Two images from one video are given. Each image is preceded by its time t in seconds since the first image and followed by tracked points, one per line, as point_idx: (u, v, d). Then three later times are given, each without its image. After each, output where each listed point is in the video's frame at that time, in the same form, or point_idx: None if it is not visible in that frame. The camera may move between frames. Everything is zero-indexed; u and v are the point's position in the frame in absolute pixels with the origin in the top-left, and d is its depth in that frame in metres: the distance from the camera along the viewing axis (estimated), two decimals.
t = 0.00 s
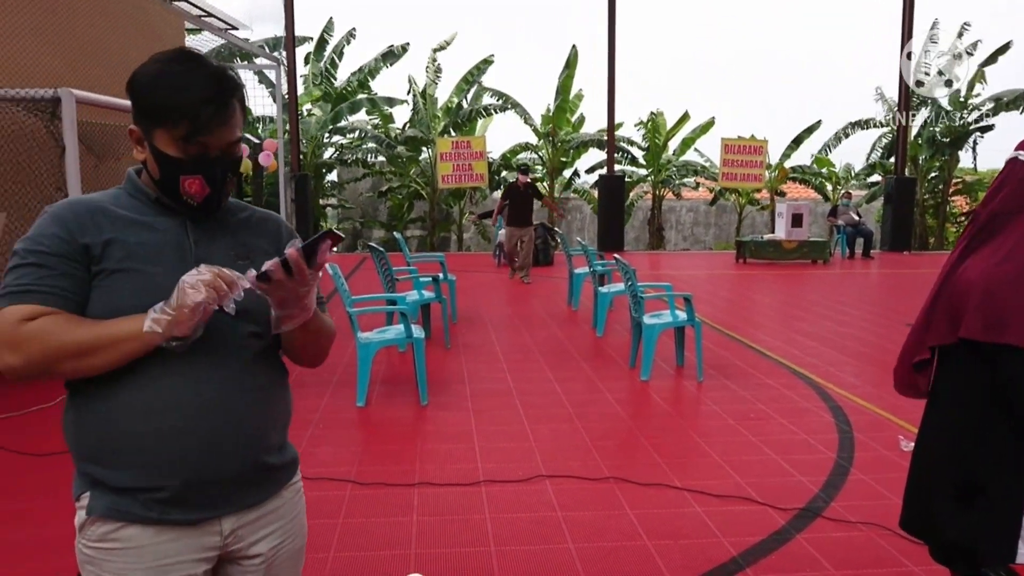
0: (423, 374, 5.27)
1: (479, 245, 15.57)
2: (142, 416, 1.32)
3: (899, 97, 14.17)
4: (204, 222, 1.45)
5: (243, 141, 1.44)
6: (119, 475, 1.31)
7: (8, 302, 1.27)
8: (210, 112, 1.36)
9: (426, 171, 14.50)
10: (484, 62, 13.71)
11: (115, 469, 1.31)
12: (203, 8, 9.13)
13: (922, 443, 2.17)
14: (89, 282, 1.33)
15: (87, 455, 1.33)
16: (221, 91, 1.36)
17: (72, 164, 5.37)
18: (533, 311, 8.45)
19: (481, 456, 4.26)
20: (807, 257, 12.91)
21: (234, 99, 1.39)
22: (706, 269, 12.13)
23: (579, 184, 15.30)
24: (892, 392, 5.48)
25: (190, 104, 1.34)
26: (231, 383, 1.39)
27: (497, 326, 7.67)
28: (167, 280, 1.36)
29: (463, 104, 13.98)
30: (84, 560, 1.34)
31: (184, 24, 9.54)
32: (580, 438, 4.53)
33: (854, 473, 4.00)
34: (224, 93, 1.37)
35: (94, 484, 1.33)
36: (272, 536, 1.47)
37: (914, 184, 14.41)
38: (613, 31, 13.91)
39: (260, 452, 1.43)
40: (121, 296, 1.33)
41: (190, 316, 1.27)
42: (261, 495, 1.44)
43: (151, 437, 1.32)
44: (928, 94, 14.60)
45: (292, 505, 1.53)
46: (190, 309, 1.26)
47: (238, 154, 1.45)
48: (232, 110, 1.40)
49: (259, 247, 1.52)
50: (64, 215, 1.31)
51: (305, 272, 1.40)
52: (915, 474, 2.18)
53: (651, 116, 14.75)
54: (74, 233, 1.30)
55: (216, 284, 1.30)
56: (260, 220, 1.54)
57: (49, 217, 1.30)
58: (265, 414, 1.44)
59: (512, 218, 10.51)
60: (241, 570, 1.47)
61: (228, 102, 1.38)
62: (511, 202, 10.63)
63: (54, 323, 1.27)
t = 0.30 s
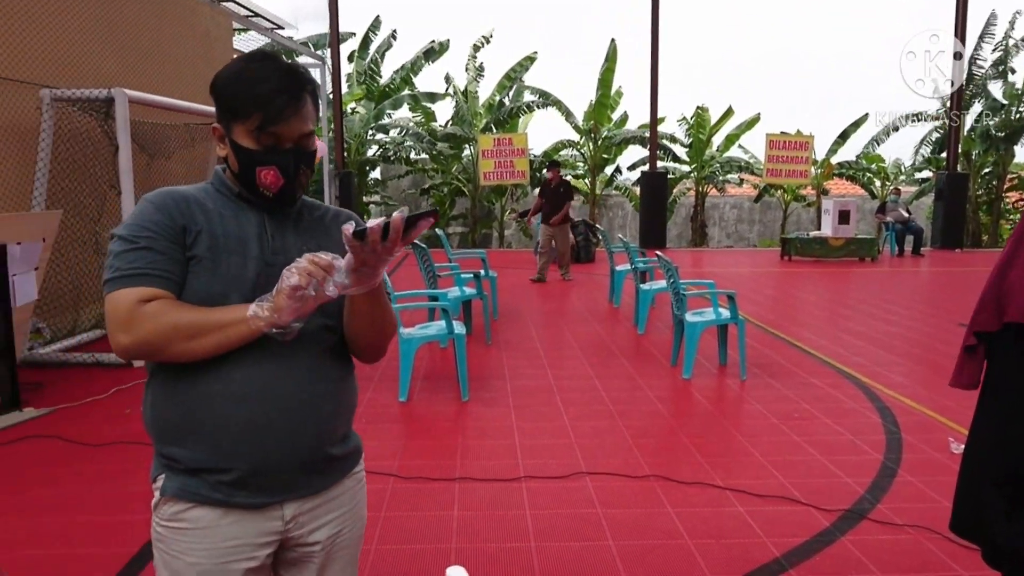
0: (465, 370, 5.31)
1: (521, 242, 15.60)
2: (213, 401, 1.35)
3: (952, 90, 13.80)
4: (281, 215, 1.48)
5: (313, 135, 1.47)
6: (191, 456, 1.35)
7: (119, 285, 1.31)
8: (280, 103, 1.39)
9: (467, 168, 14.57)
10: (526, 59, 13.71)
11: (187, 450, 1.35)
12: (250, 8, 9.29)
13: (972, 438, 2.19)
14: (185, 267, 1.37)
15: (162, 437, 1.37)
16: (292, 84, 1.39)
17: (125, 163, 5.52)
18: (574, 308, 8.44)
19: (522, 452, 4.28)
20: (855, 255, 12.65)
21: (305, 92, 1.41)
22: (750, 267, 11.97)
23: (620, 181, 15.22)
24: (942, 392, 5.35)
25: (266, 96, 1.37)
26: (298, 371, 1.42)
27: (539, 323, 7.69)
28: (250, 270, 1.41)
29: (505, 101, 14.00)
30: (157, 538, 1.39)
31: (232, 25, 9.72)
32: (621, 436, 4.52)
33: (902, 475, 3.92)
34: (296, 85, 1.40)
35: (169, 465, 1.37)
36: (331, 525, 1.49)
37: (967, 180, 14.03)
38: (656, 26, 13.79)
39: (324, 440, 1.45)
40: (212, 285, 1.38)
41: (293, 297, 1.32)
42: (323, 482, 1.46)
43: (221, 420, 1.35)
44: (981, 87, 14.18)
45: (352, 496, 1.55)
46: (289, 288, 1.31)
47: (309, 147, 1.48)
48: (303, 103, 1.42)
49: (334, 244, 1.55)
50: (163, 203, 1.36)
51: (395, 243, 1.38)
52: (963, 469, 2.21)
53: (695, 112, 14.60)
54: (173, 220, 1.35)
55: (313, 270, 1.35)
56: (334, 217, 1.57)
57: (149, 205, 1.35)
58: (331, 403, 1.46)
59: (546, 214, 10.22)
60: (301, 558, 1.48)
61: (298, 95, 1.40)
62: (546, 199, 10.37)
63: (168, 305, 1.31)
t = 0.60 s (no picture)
0: (507, 366, 5.33)
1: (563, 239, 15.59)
2: (274, 391, 1.39)
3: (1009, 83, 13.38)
4: (346, 211, 1.50)
5: (373, 131, 1.47)
6: (254, 442, 1.39)
7: (200, 272, 1.36)
8: (336, 99, 1.40)
9: (510, 165, 14.60)
10: (570, 56, 13.66)
11: (249, 437, 1.39)
12: (297, 8, 9.44)
13: None
14: (261, 255, 1.41)
15: (227, 424, 1.42)
16: (351, 81, 1.39)
17: (176, 162, 5.66)
18: (616, 305, 8.41)
19: (563, 448, 4.28)
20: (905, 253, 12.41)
21: (365, 90, 1.41)
22: (797, 265, 11.77)
23: (664, 177, 15.10)
24: (996, 394, 5.21)
25: (323, 92, 1.38)
26: (357, 362, 1.43)
27: (581, 319, 7.68)
28: (318, 263, 1.43)
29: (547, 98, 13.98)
30: (221, 522, 1.43)
31: (280, 25, 9.88)
32: (663, 434, 4.49)
33: (953, 478, 3.83)
34: (352, 81, 1.40)
35: (234, 450, 1.42)
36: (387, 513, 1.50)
37: None
38: (701, 21, 13.63)
39: (381, 431, 1.46)
40: (284, 276, 1.41)
41: (367, 281, 1.34)
42: (378, 473, 1.48)
43: (281, 409, 1.38)
44: None
45: (407, 485, 1.56)
46: (366, 274, 1.33)
47: (372, 144, 1.48)
48: (364, 101, 1.43)
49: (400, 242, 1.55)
50: (241, 194, 1.40)
51: (463, 239, 1.42)
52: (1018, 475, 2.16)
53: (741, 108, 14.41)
54: (249, 211, 1.39)
55: (388, 261, 1.38)
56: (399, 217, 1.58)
57: (228, 196, 1.39)
58: (389, 395, 1.48)
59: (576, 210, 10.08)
60: (358, 545, 1.51)
61: (358, 91, 1.41)
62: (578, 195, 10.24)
63: (246, 292, 1.35)
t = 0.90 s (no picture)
0: (549, 362, 5.34)
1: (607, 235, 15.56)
2: (330, 382, 1.42)
3: None
4: (405, 208, 1.52)
5: (434, 131, 1.49)
6: (311, 430, 1.43)
7: (265, 263, 1.39)
8: (396, 98, 1.42)
9: (554, 162, 14.58)
10: (616, 52, 13.59)
11: (307, 426, 1.44)
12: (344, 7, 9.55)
13: None
14: (323, 249, 1.44)
15: (287, 413, 1.47)
16: (410, 82, 1.41)
17: (226, 159, 5.79)
18: (660, 302, 8.35)
19: (605, 445, 4.28)
20: (959, 251, 12.09)
21: (425, 89, 1.43)
22: (845, 262, 11.54)
23: (709, 174, 14.93)
24: None
25: (384, 89, 1.40)
26: (410, 356, 1.46)
27: (624, 316, 7.65)
28: (377, 259, 1.46)
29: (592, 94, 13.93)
30: (279, 507, 1.48)
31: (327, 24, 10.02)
32: (707, 432, 4.46)
33: (1007, 482, 3.73)
34: (414, 80, 1.41)
35: (292, 438, 1.46)
36: (437, 504, 1.52)
37: None
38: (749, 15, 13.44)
39: (432, 424, 1.49)
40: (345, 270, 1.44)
41: (430, 286, 1.37)
42: (430, 465, 1.50)
43: (337, 399, 1.42)
44: None
45: (459, 478, 1.58)
46: (432, 280, 1.37)
47: (431, 144, 1.50)
48: (423, 100, 1.44)
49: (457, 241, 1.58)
50: (305, 190, 1.44)
51: (512, 251, 1.43)
52: None
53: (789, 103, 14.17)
54: (313, 207, 1.43)
55: (452, 269, 1.41)
56: (456, 215, 1.59)
57: (294, 191, 1.43)
58: (442, 389, 1.50)
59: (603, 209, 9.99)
60: (409, 535, 1.53)
61: (416, 91, 1.43)
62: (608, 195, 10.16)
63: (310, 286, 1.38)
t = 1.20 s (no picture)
0: (591, 357, 5.33)
1: (650, 231, 15.41)
2: (383, 374, 1.45)
3: None
4: (456, 205, 1.53)
5: (487, 126, 1.50)
6: (364, 421, 1.46)
7: (312, 261, 1.43)
8: (452, 93, 1.42)
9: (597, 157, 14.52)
10: (661, 46, 13.44)
11: (360, 416, 1.46)
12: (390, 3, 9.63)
13: None
14: (370, 246, 1.47)
15: (341, 403, 1.50)
16: (466, 78, 1.41)
17: (274, 154, 5.88)
18: (703, 298, 8.27)
19: (647, 441, 4.26)
20: (1015, 249, 11.73)
21: (480, 85, 1.43)
22: (895, 260, 11.28)
23: (755, 169, 14.72)
24: None
25: (438, 85, 1.41)
26: (460, 349, 1.48)
27: (667, 312, 7.60)
28: (427, 254, 1.47)
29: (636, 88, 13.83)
30: (332, 492, 1.52)
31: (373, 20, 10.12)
32: (751, 430, 4.41)
33: None
34: (469, 76, 1.41)
35: (347, 427, 1.50)
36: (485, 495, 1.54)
37: None
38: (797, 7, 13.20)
39: (482, 416, 1.50)
40: (393, 266, 1.46)
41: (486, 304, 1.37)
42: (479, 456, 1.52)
43: (390, 390, 1.44)
44: None
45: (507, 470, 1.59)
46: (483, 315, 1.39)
47: (484, 139, 1.51)
48: (476, 96, 1.45)
49: (507, 237, 1.58)
50: (356, 188, 1.46)
51: (575, 267, 1.42)
52: None
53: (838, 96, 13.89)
54: (362, 205, 1.45)
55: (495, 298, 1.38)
56: (508, 211, 1.60)
57: (345, 188, 1.46)
58: (492, 381, 1.51)
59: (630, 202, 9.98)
60: (456, 525, 1.55)
61: (470, 87, 1.43)
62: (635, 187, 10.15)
63: (350, 286, 1.40)
